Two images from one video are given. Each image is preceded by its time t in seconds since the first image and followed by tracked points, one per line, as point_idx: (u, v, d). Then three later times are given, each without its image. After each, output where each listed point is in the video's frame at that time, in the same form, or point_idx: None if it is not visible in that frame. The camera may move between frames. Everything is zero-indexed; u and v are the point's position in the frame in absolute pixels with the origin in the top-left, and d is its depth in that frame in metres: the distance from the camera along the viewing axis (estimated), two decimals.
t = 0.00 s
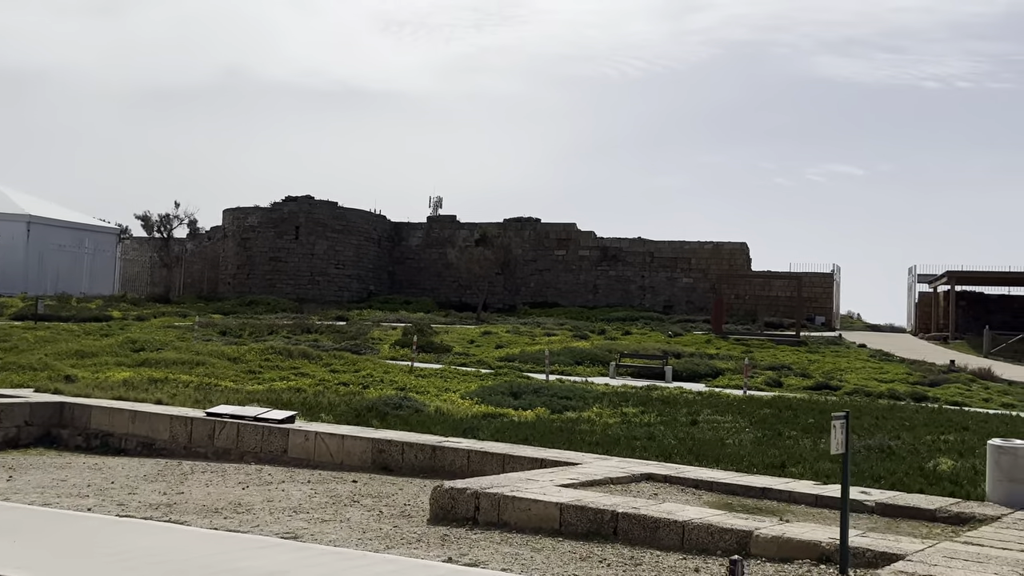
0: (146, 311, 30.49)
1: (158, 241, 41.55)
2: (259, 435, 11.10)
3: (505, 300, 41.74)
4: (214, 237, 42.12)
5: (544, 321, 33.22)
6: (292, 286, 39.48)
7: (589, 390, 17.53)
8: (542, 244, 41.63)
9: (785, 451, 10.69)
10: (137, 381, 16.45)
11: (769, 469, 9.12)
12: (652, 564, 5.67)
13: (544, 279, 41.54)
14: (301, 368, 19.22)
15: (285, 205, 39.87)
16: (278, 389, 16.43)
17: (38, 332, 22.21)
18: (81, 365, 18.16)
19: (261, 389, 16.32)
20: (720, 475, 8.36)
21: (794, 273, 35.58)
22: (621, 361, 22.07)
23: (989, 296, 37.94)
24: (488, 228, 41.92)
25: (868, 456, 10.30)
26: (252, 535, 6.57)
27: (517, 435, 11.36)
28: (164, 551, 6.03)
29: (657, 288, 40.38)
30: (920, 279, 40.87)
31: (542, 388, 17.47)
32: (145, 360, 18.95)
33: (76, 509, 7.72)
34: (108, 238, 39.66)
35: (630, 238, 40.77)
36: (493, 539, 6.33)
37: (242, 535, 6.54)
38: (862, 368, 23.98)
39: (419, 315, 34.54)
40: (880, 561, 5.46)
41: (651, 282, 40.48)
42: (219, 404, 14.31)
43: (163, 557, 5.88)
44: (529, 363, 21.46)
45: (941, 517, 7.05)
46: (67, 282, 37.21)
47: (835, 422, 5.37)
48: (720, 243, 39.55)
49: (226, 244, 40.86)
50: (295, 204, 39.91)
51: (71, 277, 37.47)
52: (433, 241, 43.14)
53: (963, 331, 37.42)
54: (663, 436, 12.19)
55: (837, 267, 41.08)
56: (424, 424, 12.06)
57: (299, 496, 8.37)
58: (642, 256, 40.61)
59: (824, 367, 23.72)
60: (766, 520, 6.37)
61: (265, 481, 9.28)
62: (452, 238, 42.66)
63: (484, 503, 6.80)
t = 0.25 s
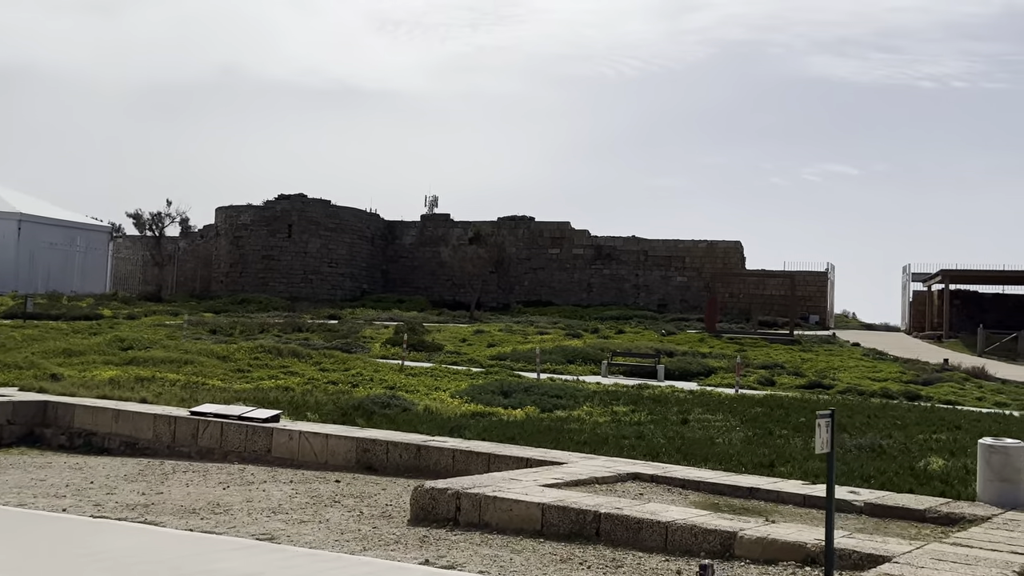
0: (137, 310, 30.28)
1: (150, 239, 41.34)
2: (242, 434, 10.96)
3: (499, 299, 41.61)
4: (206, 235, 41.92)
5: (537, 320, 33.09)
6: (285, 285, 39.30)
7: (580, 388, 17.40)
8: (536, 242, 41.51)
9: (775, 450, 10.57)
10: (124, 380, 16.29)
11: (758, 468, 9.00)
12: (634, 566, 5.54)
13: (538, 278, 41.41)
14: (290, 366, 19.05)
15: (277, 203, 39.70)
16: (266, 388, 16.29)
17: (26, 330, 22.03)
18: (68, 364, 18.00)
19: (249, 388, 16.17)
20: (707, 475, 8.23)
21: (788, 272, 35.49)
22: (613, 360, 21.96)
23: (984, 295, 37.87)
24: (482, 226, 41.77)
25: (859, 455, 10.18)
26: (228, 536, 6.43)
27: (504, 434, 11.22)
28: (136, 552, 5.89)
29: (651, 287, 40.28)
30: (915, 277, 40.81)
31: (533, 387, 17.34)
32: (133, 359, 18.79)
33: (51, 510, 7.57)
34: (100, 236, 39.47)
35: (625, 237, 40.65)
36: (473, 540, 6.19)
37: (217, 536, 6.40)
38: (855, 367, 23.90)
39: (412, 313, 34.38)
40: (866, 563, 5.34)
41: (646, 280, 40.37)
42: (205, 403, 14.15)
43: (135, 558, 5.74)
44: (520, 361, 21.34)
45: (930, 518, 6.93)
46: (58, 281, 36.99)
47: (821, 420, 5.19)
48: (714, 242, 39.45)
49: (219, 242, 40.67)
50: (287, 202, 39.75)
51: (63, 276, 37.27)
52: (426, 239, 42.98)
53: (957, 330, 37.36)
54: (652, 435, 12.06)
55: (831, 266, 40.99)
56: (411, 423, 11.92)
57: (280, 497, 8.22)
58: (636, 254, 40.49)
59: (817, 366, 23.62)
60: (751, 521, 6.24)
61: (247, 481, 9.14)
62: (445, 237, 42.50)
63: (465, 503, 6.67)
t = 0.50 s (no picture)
0: (128, 309, 30.10)
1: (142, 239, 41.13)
2: (225, 437, 10.81)
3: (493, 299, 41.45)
4: (199, 235, 41.72)
5: (531, 320, 32.94)
6: (277, 285, 39.15)
7: (571, 390, 17.25)
8: (530, 242, 41.37)
9: (764, 453, 10.43)
10: (110, 381, 16.13)
11: (744, 472, 8.87)
12: None
13: (532, 278, 41.26)
14: (278, 367, 18.88)
15: (270, 203, 39.54)
16: (253, 389, 16.12)
17: (14, 331, 21.85)
18: (54, 364, 17.83)
19: (236, 389, 16.00)
20: (693, 479, 8.10)
21: (783, 272, 35.37)
22: (605, 361, 21.83)
23: (979, 295, 37.78)
24: (476, 226, 41.60)
25: (847, 459, 10.06)
26: (200, 543, 6.28)
27: (490, 436, 11.08)
28: (104, 560, 5.75)
29: (645, 287, 40.17)
30: (909, 277, 40.71)
31: (522, 388, 17.20)
32: (120, 360, 18.63)
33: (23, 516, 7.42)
34: (91, 236, 39.29)
35: (619, 237, 40.51)
36: (450, 549, 6.07)
37: (187, 543, 6.25)
38: (849, 368, 23.79)
39: (405, 313, 34.24)
40: (849, 572, 5.21)
41: (640, 280, 40.25)
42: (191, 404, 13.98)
43: (102, 566, 5.59)
44: (512, 362, 21.20)
45: (918, 524, 6.82)
46: (49, 280, 36.79)
47: (802, 426, 5.07)
48: (709, 241, 39.34)
49: (211, 242, 40.48)
50: (280, 201, 39.59)
51: (53, 275, 37.08)
52: (420, 239, 42.81)
53: (951, 330, 37.28)
54: (640, 437, 11.93)
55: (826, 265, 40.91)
56: (397, 426, 11.76)
57: (258, 502, 8.07)
58: (630, 254, 40.36)
59: (810, 367, 23.51)
60: (736, 528, 6.11)
61: (226, 486, 8.99)
62: (439, 237, 42.34)
63: (444, 510, 6.53)
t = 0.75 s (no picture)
0: (119, 307, 29.97)
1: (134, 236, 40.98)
2: (208, 434, 10.72)
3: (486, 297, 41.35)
4: (192, 232, 41.56)
5: (524, 317, 32.86)
6: (270, 282, 39.05)
7: (561, 387, 17.16)
8: (524, 239, 41.27)
9: (751, 451, 10.35)
10: (96, 378, 16.01)
11: (729, 469, 8.78)
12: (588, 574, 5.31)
13: (526, 275, 41.18)
14: (268, 364, 18.76)
15: (263, 200, 39.44)
16: (242, 387, 16.01)
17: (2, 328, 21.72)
18: (42, 362, 17.70)
19: (224, 387, 15.89)
20: (677, 476, 8.02)
21: (777, 270, 35.32)
22: (597, 358, 21.75)
23: (973, 293, 37.74)
24: (470, 223, 41.47)
25: (834, 456, 9.98)
26: (173, 542, 6.17)
27: (476, 434, 10.98)
28: (73, 558, 5.63)
29: (639, 285, 40.11)
30: (904, 275, 40.67)
31: (512, 385, 17.12)
32: (108, 357, 18.51)
33: None
34: (84, 233, 39.10)
35: (613, 234, 40.43)
36: (426, 547, 5.97)
37: (159, 541, 6.15)
38: (841, 365, 23.73)
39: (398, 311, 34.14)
40: (829, 571, 5.11)
41: (634, 278, 40.18)
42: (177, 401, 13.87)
43: (70, 563, 5.49)
44: (503, 360, 21.12)
45: (903, 521, 6.73)
46: (41, 278, 36.62)
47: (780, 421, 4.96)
48: (703, 239, 39.27)
49: (204, 239, 40.35)
50: (273, 199, 39.47)
51: (45, 272, 36.91)
52: (414, 236, 42.70)
53: (945, 328, 37.24)
54: (627, 435, 11.84)
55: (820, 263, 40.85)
56: (383, 423, 11.66)
57: (236, 500, 7.97)
58: (624, 252, 40.27)
59: (803, 364, 23.45)
60: (716, 525, 6.02)
61: (207, 483, 8.89)
62: (433, 234, 42.22)
63: (421, 507, 6.44)
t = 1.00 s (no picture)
0: (109, 305, 29.80)
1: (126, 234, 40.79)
2: (188, 434, 10.59)
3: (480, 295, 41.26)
4: (184, 229, 41.39)
5: (516, 316, 32.78)
6: (262, 281, 38.91)
7: (550, 386, 17.04)
8: (517, 237, 41.16)
9: (737, 450, 10.24)
10: (82, 377, 15.87)
11: (714, 469, 8.66)
12: None
13: (520, 274, 41.08)
14: (255, 364, 18.62)
15: (256, 198, 39.31)
16: (228, 385, 15.89)
17: None
18: (28, 360, 17.56)
19: (210, 385, 15.76)
20: (660, 477, 7.91)
21: (770, 269, 35.24)
22: (588, 357, 21.65)
23: (967, 292, 37.68)
24: (463, 221, 41.34)
25: (821, 457, 9.87)
26: (141, 544, 6.04)
27: (460, 433, 10.86)
28: (35, 561, 5.50)
29: (633, 283, 40.00)
30: (898, 273, 40.60)
31: (501, 384, 17.00)
32: (94, 355, 18.35)
33: None
34: (75, 231, 38.94)
35: (607, 233, 40.32)
36: (398, 550, 5.85)
37: (127, 543, 6.02)
38: (834, 364, 23.64)
39: (390, 309, 34.03)
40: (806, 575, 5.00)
41: (628, 277, 40.08)
42: (161, 400, 13.74)
43: (30, 566, 5.35)
44: (493, 358, 21.02)
45: (886, 523, 6.62)
46: (32, 275, 36.46)
47: (756, 422, 4.82)
48: (697, 237, 39.19)
49: (196, 237, 40.19)
50: (266, 196, 39.33)
51: (36, 270, 36.75)
52: (407, 234, 42.55)
53: (939, 327, 37.19)
54: (614, 434, 11.72)
55: (814, 261, 40.77)
56: (367, 422, 11.52)
57: (212, 501, 7.84)
58: (618, 250, 40.16)
59: (795, 362, 23.37)
60: (695, 528, 5.90)
61: (184, 484, 8.76)
62: (426, 232, 42.09)
63: (396, 509, 6.32)
